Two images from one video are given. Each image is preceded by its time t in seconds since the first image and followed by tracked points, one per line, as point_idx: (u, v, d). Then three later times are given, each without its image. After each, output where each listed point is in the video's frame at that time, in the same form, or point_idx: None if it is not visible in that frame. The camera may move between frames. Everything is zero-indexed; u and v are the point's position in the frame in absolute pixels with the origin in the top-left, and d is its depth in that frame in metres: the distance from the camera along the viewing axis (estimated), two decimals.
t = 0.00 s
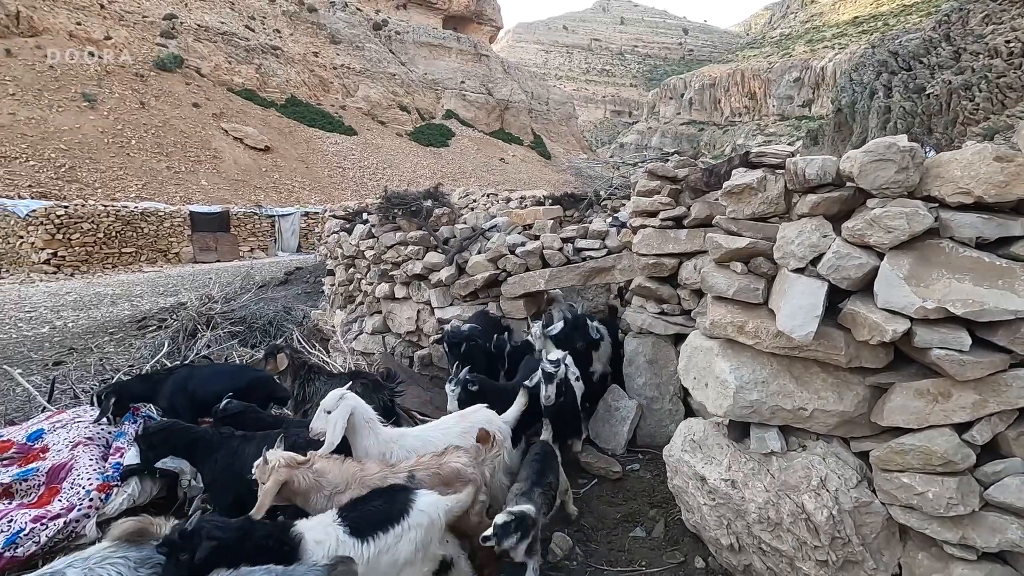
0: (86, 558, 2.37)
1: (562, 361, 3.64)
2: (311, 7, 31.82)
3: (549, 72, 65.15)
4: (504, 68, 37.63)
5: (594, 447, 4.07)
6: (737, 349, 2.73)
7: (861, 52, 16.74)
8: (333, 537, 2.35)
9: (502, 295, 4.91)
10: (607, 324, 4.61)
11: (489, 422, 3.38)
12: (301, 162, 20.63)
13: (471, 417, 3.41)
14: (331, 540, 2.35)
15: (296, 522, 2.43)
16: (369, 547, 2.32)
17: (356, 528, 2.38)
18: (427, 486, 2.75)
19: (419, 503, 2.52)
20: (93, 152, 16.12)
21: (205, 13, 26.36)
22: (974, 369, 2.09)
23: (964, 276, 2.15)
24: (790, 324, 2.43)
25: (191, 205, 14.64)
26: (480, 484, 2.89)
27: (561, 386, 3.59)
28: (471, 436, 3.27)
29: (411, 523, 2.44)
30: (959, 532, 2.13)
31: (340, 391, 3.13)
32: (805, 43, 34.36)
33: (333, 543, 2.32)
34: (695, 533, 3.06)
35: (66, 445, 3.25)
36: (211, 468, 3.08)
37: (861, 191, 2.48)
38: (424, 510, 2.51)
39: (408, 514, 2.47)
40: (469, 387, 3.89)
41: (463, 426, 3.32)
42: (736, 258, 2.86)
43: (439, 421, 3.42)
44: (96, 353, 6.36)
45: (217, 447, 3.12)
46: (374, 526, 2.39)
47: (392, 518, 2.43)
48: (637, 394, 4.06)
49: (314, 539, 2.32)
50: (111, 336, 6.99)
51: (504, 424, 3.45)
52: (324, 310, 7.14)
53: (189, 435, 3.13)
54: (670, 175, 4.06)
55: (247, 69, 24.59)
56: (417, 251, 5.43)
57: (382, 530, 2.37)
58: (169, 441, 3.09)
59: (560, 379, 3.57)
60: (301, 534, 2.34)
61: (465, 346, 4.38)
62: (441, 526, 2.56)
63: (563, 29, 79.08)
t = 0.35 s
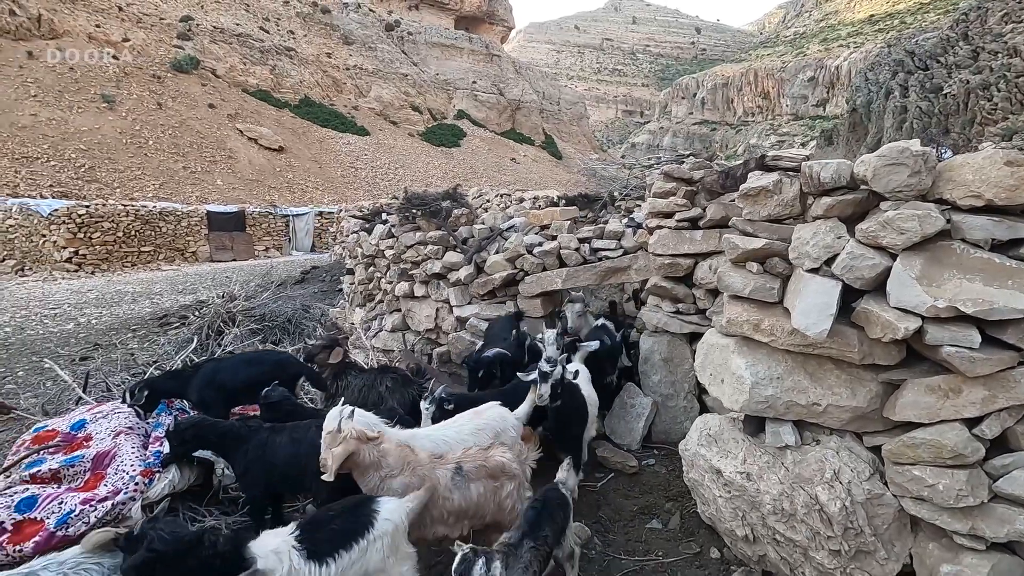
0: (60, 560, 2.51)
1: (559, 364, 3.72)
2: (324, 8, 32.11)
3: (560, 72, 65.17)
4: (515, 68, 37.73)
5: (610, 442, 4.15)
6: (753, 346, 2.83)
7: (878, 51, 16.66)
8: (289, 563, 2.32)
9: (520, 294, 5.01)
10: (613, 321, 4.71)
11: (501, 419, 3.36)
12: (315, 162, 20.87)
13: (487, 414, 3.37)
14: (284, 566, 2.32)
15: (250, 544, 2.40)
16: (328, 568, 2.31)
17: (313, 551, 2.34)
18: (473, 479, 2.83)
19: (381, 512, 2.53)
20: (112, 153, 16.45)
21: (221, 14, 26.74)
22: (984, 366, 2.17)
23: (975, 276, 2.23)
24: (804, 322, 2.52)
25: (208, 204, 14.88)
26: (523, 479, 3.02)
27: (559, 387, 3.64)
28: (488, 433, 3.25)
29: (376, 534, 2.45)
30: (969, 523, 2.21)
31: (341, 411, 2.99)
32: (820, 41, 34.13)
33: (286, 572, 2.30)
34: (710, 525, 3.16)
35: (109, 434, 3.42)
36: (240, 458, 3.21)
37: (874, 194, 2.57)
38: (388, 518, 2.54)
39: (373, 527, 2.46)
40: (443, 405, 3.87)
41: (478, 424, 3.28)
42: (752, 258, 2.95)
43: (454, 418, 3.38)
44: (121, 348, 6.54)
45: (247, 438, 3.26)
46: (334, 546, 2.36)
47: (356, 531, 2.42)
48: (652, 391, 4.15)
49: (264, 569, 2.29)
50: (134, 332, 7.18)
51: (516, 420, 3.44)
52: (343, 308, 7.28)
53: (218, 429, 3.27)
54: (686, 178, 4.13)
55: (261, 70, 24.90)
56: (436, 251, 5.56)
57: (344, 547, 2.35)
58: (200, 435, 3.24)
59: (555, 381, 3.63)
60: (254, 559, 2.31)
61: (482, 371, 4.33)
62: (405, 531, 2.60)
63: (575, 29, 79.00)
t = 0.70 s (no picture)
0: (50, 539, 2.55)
1: (551, 375, 3.65)
2: (337, 9, 32.42)
3: (571, 72, 65.19)
4: (526, 68, 37.82)
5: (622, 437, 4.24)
6: (762, 343, 2.93)
7: (893, 50, 16.62)
8: (245, 563, 2.38)
9: (534, 293, 5.11)
10: (622, 320, 4.72)
11: (471, 426, 3.36)
12: (327, 162, 21.11)
13: (460, 428, 3.33)
14: (241, 565, 2.39)
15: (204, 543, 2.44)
16: (285, 571, 2.39)
17: (270, 554, 2.41)
18: (518, 467, 2.94)
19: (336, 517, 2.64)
20: (129, 153, 16.77)
21: (235, 16, 27.09)
22: (987, 361, 2.25)
23: (979, 276, 2.31)
24: (812, 319, 2.62)
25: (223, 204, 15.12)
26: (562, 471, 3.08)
27: (547, 400, 3.50)
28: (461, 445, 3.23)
29: (331, 538, 2.57)
30: (971, 513, 2.29)
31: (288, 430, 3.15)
32: (834, 40, 33.92)
33: (242, 569, 2.37)
34: (720, 517, 3.25)
35: (142, 425, 3.64)
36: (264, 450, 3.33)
37: (882, 196, 2.65)
38: (343, 522, 2.65)
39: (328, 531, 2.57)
40: (398, 406, 3.72)
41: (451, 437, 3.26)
42: (763, 258, 3.05)
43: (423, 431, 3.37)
44: (143, 344, 6.72)
45: (271, 428, 3.38)
46: (291, 550, 2.44)
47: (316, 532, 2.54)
48: (664, 388, 4.24)
49: (220, 565, 2.36)
50: (155, 328, 7.36)
51: (489, 432, 3.41)
52: (358, 306, 7.43)
53: (242, 422, 3.39)
54: (698, 179, 4.21)
55: (275, 71, 25.21)
56: (452, 250, 5.69)
57: (298, 553, 2.44)
58: (226, 428, 3.36)
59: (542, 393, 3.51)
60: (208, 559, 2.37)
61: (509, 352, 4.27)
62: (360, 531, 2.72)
63: (586, 29, 78.92)
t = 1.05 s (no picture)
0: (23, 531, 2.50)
1: (519, 387, 3.51)
2: (349, 10, 32.65)
3: (581, 72, 65.16)
4: (536, 68, 37.88)
5: (631, 433, 4.33)
6: (768, 340, 3.00)
7: (907, 49, 16.52)
8: (215, 545, 2.46)
9: (544, 291, 5.19)
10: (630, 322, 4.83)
11: (425, 429, 3.25)
12: (339, 162, 21.32)
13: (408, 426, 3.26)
14: (213, 546, 2.47)
15: (188, 518, 2.59)
16: (249, 563, 2.40)
17: (240, 541, 2.45)
18: (530, 464, 2.91)
19: (313, 521, 2.54)
20: (145, 152, 17.06)
21: (249, 17, 27.40)
22: (985, 358, 2.32)
23: (979, 274, 2.37)
24: (817, 317, 2.70)
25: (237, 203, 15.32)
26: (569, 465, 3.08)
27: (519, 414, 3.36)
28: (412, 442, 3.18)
29: (300, 542, 2.47)
30: (970, 505, 2.36)
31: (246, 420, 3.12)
32: (849, 39, 33.65)
33: (212, 552, 2.44)
34: (726, 510, 3.33)
35: (167, 415, 3.80)
36: (290, 439, 3.55)
37: (885, 197, 2.71)
38: (319, 528, 2.54)
39: (302, 530, 2.50)
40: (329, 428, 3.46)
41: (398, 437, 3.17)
42: (769, 257, 3.12)
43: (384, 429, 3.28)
44: (161, 340, 6.86)
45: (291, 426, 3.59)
46: (261, 541, 2.44)
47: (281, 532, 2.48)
48: (672, 386, 4.33)
49: (193, 545, 2.46)
50: (171, 325, 7.51)
51: (444, 428, 3.34)
52: (372, 303, 7.53)
53: (262, 414, 3.56)
54: (707, 179, 4.26)
55: (288, 71, 25.47)
56: (464, 248, 5.79)
57: (268, 547, 2.43)
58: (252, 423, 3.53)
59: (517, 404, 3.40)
60: (185, 532, 2.51)
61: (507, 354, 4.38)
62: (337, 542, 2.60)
63: (597, 29, 78.80)
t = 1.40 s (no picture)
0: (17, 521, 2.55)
1: (501, 386, 3.59)
2: (360, 11, 32.87)
3: (590, 72, 65.09)
4: (545, 68, 37.95)
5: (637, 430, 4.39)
6: (772, 336, 3.07)
7: (920, 49, 16.43)
8: (207, 535, 2.52)
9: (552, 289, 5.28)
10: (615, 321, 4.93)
11: (385, 438, 3.17)
12: (349, 162, 21.50)
13: (369, 433, 3.19)
14: (207, 535, 2.53)
15: (187, 507, 2.64)
16: (237, 556, 2.45)
17: (230, 533, 2.50)
18: (507, 475, 2.80)
19: (303, 515, 2.57)
20: (158, 152, 17.29)
21: (260, 18, 27.68)
22: (983, 353, 2.37)
23: (979, 272, 2.43)
24: (819, 312, 2.76)
25: (248, 203, 15.50)
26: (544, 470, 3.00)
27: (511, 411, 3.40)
28: (369, 453, 3.09)
29: (288, 537, 2.50)
30: (968, 498, 2.42)
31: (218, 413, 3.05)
32: (861, 39, 33.44)
33: (206, 542, 2.50)
34: (729, 504, 3.40)
35: (186, 401, 4.00)
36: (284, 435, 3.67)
37: (886, 196, 2.77)
38: (308, 522, 2.56)
39: (287, 526, 2.52)
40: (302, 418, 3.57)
41: (356, 446, 3.11)
42: (772, 255, 3.19)
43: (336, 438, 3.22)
44: (175, 337, 6.97)
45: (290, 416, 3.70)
46: (254, 535, 2.49)
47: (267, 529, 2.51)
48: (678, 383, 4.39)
49: (189, 533, 2.54)
50: (185, 322, 7.64)
51: (407, 434, 3.28)
52: (383, 301, 7.63)
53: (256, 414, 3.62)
54: (713, 179, 4.33)
55: (299, 72, 25.70)
56: (474, 247, 5.89)
57: (256, 541, 2.47)
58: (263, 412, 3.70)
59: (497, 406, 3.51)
60: (183, 520, 2.57)
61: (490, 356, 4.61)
62: (326, 539, 2.60)
63: (606, 29, 78.65)
